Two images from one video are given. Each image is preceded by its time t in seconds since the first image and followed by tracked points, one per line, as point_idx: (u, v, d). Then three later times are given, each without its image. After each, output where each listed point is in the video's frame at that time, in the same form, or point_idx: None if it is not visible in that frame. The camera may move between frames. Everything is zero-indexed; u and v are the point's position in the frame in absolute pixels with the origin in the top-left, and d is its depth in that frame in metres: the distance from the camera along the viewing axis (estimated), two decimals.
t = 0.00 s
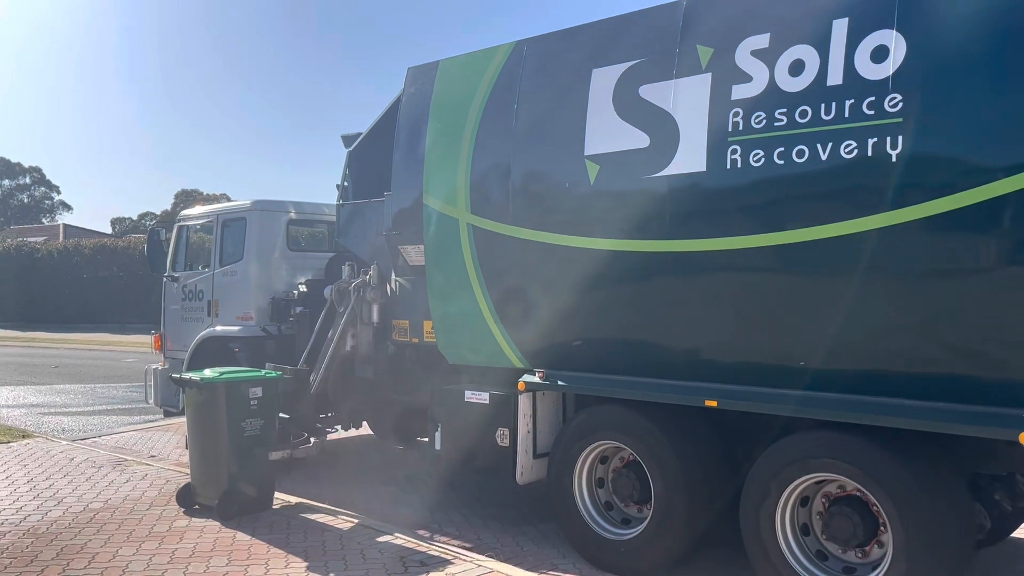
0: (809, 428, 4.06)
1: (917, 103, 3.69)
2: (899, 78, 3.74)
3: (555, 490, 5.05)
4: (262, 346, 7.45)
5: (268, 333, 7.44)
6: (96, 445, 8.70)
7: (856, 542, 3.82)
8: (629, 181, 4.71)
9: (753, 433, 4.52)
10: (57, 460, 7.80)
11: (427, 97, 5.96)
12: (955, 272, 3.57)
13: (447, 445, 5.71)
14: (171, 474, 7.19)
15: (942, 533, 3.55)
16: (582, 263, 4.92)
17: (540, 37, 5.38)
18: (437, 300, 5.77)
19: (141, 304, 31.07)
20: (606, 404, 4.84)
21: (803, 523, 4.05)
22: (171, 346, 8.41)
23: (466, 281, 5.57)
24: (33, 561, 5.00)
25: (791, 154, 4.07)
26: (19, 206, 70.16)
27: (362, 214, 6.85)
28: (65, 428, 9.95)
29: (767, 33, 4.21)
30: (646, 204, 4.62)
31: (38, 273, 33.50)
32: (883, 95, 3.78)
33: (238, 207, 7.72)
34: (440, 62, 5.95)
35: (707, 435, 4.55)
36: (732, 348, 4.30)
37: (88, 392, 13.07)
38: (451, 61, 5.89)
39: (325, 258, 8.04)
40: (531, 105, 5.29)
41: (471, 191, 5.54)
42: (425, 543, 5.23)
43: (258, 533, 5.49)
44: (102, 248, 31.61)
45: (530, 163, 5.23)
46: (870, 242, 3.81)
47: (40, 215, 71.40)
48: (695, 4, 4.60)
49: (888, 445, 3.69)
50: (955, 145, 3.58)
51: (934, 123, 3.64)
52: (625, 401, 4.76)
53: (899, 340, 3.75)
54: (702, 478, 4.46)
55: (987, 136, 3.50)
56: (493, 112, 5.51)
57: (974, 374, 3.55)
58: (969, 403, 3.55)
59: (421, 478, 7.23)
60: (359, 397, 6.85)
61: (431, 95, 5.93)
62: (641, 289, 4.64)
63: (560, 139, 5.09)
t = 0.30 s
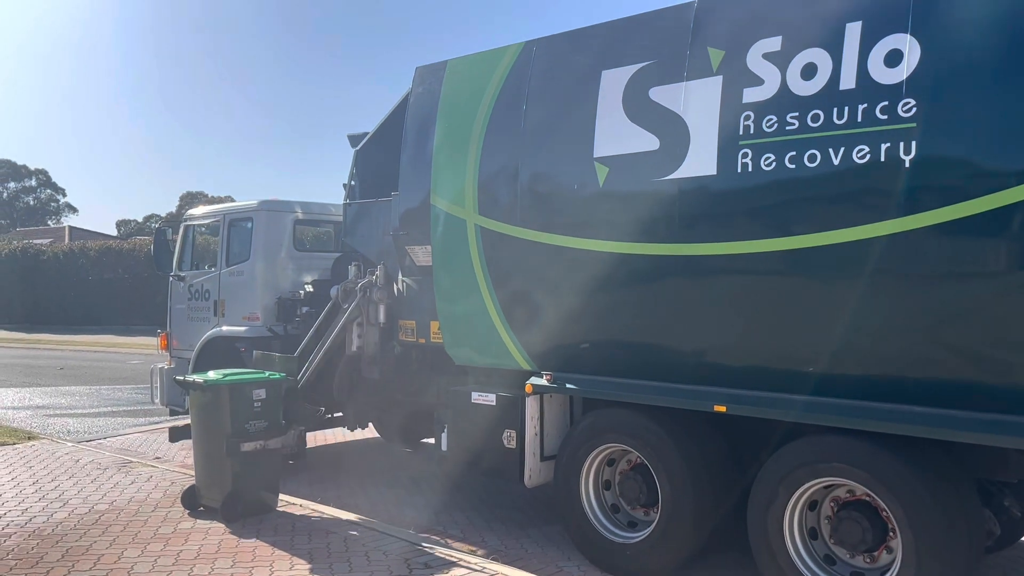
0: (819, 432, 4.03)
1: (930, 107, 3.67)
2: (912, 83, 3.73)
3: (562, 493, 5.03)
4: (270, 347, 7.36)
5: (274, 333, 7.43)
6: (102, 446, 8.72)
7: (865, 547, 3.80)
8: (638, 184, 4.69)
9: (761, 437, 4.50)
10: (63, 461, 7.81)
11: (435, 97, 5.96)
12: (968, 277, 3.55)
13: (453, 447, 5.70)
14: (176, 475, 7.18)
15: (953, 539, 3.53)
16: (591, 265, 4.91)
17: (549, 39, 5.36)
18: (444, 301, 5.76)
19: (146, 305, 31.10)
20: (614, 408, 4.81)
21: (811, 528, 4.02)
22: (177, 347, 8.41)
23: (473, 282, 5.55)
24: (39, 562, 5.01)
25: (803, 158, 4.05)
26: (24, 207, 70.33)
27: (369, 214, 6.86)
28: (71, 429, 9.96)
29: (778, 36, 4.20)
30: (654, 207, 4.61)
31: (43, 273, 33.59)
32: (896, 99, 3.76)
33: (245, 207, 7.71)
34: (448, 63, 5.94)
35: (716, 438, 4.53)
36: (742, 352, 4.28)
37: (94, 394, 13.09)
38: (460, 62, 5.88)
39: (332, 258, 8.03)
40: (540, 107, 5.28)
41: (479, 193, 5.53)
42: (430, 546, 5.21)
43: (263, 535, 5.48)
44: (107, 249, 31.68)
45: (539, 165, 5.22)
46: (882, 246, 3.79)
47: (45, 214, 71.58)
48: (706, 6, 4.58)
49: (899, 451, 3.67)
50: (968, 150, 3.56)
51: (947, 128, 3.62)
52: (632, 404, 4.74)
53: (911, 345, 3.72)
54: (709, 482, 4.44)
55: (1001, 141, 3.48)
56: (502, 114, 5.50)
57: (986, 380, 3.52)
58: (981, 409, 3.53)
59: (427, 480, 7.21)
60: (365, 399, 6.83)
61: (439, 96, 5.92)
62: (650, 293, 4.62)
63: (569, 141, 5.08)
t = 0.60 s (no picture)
0: (819, 435, 4.03)
1: (928, 109, 3.67)
2: (910, 84, 3.72)
3: (563, 496, 5.03)
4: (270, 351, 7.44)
5: (275, 337, 7.46)
6: (103, 449, 8.73)
7: (866, 550, 3.80)
8: (637, 187, 4.69)
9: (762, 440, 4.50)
10: (65, 464, 7.82)
11: (435, 101, 5.96)
12: (966, 279, 3.54)
13: (454, 450, 5.70)
14: (178, 478, 7.20)
15: (953, 541, 3.52)
16: (591, 268, 4.91)
17: (548, 42, 5.37)
18: (444, 304, 5.76)
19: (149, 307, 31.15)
20: (614, 411, 4.82)
21: (812, 531, 4.02)
22: (179, 350, 8.43)
23: (473, 286, 5.56)
24: (41, 565, 5.01)
25: (802, 160, 4.05)
26: (26, 209, 70.46)
27: (369, 218, 6.87)
28: (73, 432, 9.98)
29: (776, 39, 4.20)
30: (654, 210, 4.61)
31: (45, 276, 33.64)
32: (895, 101, 3.76)
33: (245, 211, 7.72)
34: (448, 67, 5.94)
35: (716, 441, 4.53)
36: (742, 355, 4.28)
37: (96, 397, 13.11)
38: (459, 66, 5.88)
39: (333, 262, 8.03)
40: (539, 110, 5.28)
41: (479, 196, 5.53)
42: (431, 549, 5.22)
43: (264, 538, 5.49)
44: (110, 251, 31.74)
45: (538, 168, 5.22)
46: (881, 248, 3.78)
47: (47, 217, 71.68)
48: (705, 9, 4.58)
49: (899, 453, 3.67)
50: (967, 151, 3.55)
51: (945, 130, 3.62)
52: (633, 407, 4.74)
53: (911, 348, 3.72)
54: (710, 485, 4.44)
55: (1000, 142, 3.47)
56: (501, 117, 5.51)
57: (986, 382, 3.52)
58: (980, 411, 3.52)
59: (428, 483, 7.22)
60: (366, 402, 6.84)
61: (439, 100, 5.92)
62: (649, 295, 4.63)
63: (568, 144, 5.09)
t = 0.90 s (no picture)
0: (820, 438, 4.02)
1: (930, 113, 3.67)
2: (912, 88, 3.73)
3: (563, 499, 5.02)
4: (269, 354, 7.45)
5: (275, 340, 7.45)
6: (103, 452, 8.71)
7: (867, 554, 3.79)
8: (638, 190, 4.69)
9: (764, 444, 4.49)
10: (64, 467, 7.81)
11: (436, 104, 5.97)
12: (968, 283, 3.54)
13: (454, 454, 5.70)
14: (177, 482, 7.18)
15: (954, 546, 3.51)
16: (592, 271, 4.91)
17: (549, 46, 5.38)
18: (444, 307, 5.76)
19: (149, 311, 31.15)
20: (615, 414, 4.81)
21: (813, 535, 4.01)
22: (178, 353, 8.42)
23: (474, 289, 5.56)
24: (39, 569, 4.99)
25: (803, 164, 4.05)
26: (27, 213, 70.52)
27: (370, 221, 6.87)
28: (72, 435, 9.96)
29: (778, 42, 4.21)
30: (655, 213, 4.61)
31: (45, 279, 33.62)
32: (896, 105, 3.77)
33: (246, 214, 7.72)
34: (449, 71, 5.95)
35: (717, 445, 4.53)
36: (743, 358, 4.28)
37: (96, 400, 13.10)
38: (460, 69, 5.89)
39: (333, 265, 8.02)
40: (540, 113, 5.29)
41: (480, 199, 5.54)
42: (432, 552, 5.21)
43: (263, 541, 5.47)
44: (110, 255, 31.74)
45: (539, 172, 5.22)
46: (883, 252, 3.78)
47: (48, 221, 71.72)
48: (706, 13, 4.59)
49: (900, 457, 3.66)
50: (967, 155, 3.56)
51: (947, 134, 3.62)
52: (633, 410, 4.73)
53: (913, 351, 3.72)
54: (710, 489, 4.43)
55: (1001, 146, 3.48)
56: (502, 121, 5.51)
57: (988, 386, 3.51)
58: (982, 415, 3.52)
59: (428, 486, 7.20)
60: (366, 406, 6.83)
61: (440, 103, 5.93)
62: (650, 299, 4.62)
63: (570, 148, 5.09)
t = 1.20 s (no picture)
0: (818, 442, 4.02)
1: (926, 116, 3.67)
2: (908, 92, 3.73)
3: (561, 503, 5.01)
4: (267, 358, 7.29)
5: (271, 344, 7.38)
6: (100, 456, 8.71)
7: (865, 558, 3.79)
8: (634, 194, 4.70)
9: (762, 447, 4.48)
10: (61, 471, 7.81)
11: (432, 108, 5.97)
12: (964, 286, 3.55)
13: (452, 458, 5.69)
14: (175, 486, 7.17)
15: (951, 549, 3.51)
16: (588, 275, 4.91)
17: (545, 50, 5.39)
18: (441, 311, 5.76)
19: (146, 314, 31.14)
20: (612, 418, 4.82)
21: (811, 539, 4.00)
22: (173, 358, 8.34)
23: (470, 293, 5.56)
24: (36, 573, 4.99)
25: (799, 167, 4.05)
26: (24, 216, 70.46)
27: (366, 225, 6.87)
28: (69, 439, 9.96)
29: (774, 46, 4.22)
30: (651, 216, 4.61)
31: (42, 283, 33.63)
32: (892, 109, 3.77)
33: (243, 218, 7.82)
34: (444, 75, 5.96)
35: (715, 449, 4.52)
36: (739, 362, 4.28)
37: (93, 404, 13.09)
38: (456, 73, 5.89)
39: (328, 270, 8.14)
40: (536, 117, 5.30)
41: (476, 203, 5.54)
42: (429, 556, 5.19)
43: (260, 545, 5.46)
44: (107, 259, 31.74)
45: (536, 176, 5.22)
46: (879, 256, 3.78)
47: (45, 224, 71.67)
48: (702, 17, 4.60)
49: (897, 461, 3.66)
50: (963, 158, 3.56)
51: (943, 138, 3.62)
52: (631, 414, 4.73)
53: (909, 355, 3.72)
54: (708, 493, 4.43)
55: (996, 150, 3.48)
56: (499, 124, 5.52)
57: (986, 390, 3.51)
58: (979, 419, 3.52)
59: (425, 490, 7.20)
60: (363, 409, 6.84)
61: (436, 108, 5.94)
62: (647, 303, 4.62)
63: (566, 151, 5.09)
